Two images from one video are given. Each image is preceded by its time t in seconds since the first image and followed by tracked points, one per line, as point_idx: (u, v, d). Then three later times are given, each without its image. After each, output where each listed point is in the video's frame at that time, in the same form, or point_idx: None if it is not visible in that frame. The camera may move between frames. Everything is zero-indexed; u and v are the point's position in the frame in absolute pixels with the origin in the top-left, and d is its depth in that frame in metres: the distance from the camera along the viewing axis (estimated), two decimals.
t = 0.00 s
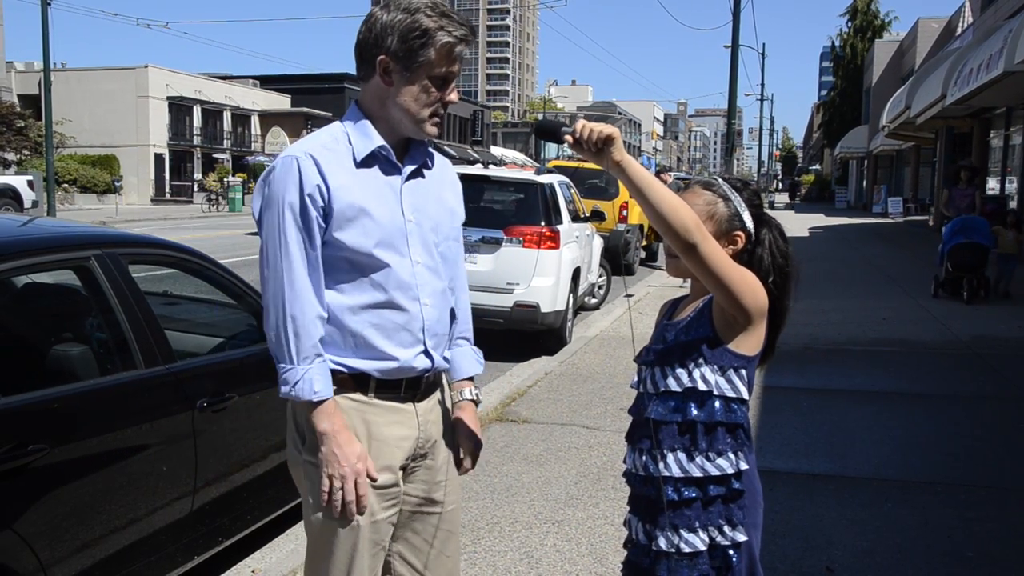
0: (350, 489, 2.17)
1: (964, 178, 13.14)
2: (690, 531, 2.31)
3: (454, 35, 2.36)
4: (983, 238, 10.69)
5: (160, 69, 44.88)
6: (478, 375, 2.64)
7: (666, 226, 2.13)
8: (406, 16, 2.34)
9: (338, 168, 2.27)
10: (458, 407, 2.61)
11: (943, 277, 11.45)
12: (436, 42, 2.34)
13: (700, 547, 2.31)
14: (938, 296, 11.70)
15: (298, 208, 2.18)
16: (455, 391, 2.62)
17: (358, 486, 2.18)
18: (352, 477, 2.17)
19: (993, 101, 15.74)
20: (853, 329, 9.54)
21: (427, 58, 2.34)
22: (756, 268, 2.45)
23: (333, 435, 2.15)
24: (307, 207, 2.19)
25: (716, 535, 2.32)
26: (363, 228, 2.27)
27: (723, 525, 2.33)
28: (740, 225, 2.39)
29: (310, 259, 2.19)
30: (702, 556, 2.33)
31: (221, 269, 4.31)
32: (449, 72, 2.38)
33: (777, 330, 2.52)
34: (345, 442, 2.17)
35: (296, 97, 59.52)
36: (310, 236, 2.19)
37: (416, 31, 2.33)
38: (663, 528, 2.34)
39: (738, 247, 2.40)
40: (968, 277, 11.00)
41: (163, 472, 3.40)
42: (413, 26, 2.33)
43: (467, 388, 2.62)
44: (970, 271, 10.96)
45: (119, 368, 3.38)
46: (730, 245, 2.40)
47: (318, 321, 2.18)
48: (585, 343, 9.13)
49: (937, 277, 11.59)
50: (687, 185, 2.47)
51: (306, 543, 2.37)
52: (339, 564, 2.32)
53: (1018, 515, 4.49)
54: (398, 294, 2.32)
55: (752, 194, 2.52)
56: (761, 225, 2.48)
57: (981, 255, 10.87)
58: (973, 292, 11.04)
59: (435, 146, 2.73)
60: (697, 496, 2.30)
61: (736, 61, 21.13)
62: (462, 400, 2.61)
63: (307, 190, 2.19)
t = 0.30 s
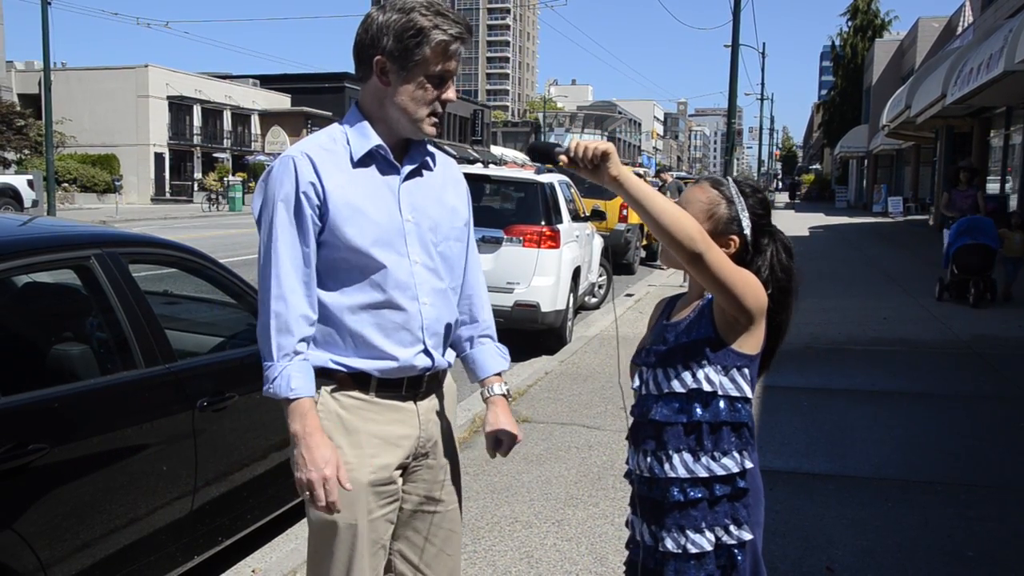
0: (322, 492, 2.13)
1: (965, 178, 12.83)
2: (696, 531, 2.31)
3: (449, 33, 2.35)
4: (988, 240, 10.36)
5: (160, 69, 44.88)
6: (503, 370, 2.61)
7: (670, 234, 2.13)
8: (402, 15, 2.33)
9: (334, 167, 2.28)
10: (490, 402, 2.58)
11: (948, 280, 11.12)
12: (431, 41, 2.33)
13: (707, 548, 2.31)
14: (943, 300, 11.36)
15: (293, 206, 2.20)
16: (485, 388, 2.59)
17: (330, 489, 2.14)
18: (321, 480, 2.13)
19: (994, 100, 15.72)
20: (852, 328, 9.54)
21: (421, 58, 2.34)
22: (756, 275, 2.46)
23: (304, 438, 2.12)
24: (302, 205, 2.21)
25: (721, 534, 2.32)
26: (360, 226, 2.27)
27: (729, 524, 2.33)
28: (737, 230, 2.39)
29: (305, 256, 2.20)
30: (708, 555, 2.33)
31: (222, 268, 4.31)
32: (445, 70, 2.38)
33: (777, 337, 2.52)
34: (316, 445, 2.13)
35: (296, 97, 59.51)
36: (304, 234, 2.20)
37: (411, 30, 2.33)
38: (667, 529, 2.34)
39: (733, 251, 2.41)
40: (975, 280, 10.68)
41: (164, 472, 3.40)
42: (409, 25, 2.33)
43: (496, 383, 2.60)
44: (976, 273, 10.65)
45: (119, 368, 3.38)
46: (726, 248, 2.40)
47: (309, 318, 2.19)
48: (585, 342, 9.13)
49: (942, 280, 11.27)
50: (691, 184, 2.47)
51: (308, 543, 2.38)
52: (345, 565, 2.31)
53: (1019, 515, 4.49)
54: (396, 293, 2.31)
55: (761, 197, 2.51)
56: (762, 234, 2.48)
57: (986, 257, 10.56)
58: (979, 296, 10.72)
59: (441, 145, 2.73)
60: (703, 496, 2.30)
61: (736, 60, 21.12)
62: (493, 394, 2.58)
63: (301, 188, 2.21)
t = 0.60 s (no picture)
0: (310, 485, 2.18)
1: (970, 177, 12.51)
2: (690, 531, 2.31)
3: (438, 26, 2.35)
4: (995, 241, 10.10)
5: (160, 69, 44.87)
6: (490, 375, 2.64)
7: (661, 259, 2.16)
8: (391, 11, 2.34)
9: (327, 160, 2.29)
10: (474, 407, 2.60)
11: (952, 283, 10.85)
12: (420, 35, 2.34)
13: (702, 548, 2.31)
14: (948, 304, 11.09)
15: (285, 198, 2.21)
16: (470, 393, 2.62)
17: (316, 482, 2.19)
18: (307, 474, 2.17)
19: (994, 100, 15.71)
20: (853, 328, 9.54)
21: (410, 52, 2.34)
22: (755, 276, 2.46)
23: (295, 432, 2.15)
24: (295, 196, 2.22)
25: (716, 535, 2.33)
26: (352, 220, 2.28)
27: (723, 524, 2.33)
28: (738, 232, 2.40)
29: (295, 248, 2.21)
30: (702, 555, 2.33)
31: (222, 268, 4.31)
32: (435, 64, 2.37)
33: (780, 342, 2.52)
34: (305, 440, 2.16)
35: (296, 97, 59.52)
36: (295, 226, 2.22)
37: (399, 25, 2.33)
38: (661, 529, 2.34)
39: (732, 253, 2.41)
40: (981, 283, 10.41)
41: (164, 471, 3.40)
42: (398, 21, 2.33)
43: (480, 389, 2.62)
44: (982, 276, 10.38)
45: (119, 368, 3.38)
46: (724, 250, 2.41)
47: (297, 311, 2.20)
48: (586, 342, 9.13)
49: (947, 282, 11.00)
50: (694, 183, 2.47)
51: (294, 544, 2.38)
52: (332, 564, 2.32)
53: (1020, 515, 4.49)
54: (387, 289, 2.32)
55: (763, 198, 2.50)
56: (765, 236, 2.48)
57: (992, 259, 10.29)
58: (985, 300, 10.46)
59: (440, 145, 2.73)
60: (697, 496, 2.30)
61: (736, 60, 21.13)
62: (477, 400, 2.61)
63: (294, 180, 2.22)
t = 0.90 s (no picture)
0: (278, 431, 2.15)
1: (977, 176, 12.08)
2: (695, 533, 2.31)
3: (393, 17, 2.38)
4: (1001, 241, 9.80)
5: (162, 68, 44.87)
6: (481, 380, 2.63)
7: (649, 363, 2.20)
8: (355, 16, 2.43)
9: (324, 157, 2.32)
10: (460, 412, 2.61)
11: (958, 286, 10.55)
12: (375, 28, 2.38)
13: (708, 549, 2.32)
14: (954, 307, 10.80)
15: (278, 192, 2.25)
16: (458, 398, 2.62)
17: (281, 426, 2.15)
18: (269, 425, 2.13)
19: (995, 99, 15.69)
20: (854, 328, 9.53)
21: (370, 47, 2.39)
22: (756, 276, 2.46)
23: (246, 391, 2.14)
24: (287, 189, 2.26)
25: (722, 536, 2.33)
26: (342, 216, 2.29)
27: (731, 526, 2.33)
28: (742, 232, 2.40)
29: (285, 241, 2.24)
30: (708, 559, 2.34)
31: (222, 267, 4.30)
32: (398, 56, 2.38)
33: (781, 344, 2.51)
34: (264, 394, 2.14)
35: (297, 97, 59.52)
36: (288, 222, 2.25)
37: (360, 25, 2.41)
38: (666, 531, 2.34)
39: (736, 253, 2.41)
40: (988, 285, 10.11)
41: (164, 471, 3.40)
42: (358, 21, 2.41)
43: (470, 394, 2.62)
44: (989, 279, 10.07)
45: (120, 367, 3.38)
46: (729, 250, 2.40)
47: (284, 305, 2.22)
48: (587, 341, 9.13)
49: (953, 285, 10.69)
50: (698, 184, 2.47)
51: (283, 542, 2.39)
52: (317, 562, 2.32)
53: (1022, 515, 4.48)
54: (376, 289, 2.32)
55: (766, 201, 2.50)
56: (767, 236, 2.48)
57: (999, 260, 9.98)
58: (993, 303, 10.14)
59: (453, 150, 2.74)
60: (702, 498, 2.31)
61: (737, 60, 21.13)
62: (464, 405, 2.61)
63: (287, 174, 2.26)
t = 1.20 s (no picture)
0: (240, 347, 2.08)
1: (987, 175, 11.65)
2: (700, 536, 2.31)
3: (391, 16, 2.38)
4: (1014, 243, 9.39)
5: (164, 68, 44.91)
6: (518, 373, 2.55)
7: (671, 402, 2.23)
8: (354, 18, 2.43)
9: (327, 156, 2.35)
10: (498, 407, 2.50)
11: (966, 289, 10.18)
12: (373, 30, 2.39)
13: (714, 551, 2.31)
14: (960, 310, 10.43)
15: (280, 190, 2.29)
16: (496, 392, 2.53)
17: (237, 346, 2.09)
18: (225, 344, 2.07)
19: (998, 99, 15.66)
20: (856, 328, 9.51)
21: (368, 49, 2.40)
22: (755, 273, 2.46)
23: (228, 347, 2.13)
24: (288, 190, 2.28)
25: (728, 538, 2.32)
26: (344, 215, 2.31)
27: (737, 527, 2.33)
28: (740, 229, 2.39)
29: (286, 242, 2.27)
30: (714, 561, 2.33)
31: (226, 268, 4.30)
32: (394, 55, 2.39)
33: (782, 341, 2.50)
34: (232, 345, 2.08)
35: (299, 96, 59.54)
36: (292, 221, 2.27)
37: (358, 30, 2.42)
38: (674, 533, 2.34)
39: (735, 251, 2.40)
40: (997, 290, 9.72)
41: (167, 471, 3.41)
42: (358, 24, 2.41)
43: (508, 387, 2.53)
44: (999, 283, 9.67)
45: (122, 366, 3.38)
46: (727, 248, 2.39)
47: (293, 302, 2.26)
48: (589, 341, 9.13)
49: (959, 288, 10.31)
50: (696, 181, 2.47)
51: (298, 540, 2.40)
52: (331, 561, 2.33)
53: None
54: (383, 285, 2.32)
55: (764, 197, 2.50)
56: (766, 232, 2.48)
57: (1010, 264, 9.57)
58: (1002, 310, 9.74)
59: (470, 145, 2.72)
60: (706, 501, 2.31)
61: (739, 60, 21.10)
62: (502, 400, 2.51)
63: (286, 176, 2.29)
